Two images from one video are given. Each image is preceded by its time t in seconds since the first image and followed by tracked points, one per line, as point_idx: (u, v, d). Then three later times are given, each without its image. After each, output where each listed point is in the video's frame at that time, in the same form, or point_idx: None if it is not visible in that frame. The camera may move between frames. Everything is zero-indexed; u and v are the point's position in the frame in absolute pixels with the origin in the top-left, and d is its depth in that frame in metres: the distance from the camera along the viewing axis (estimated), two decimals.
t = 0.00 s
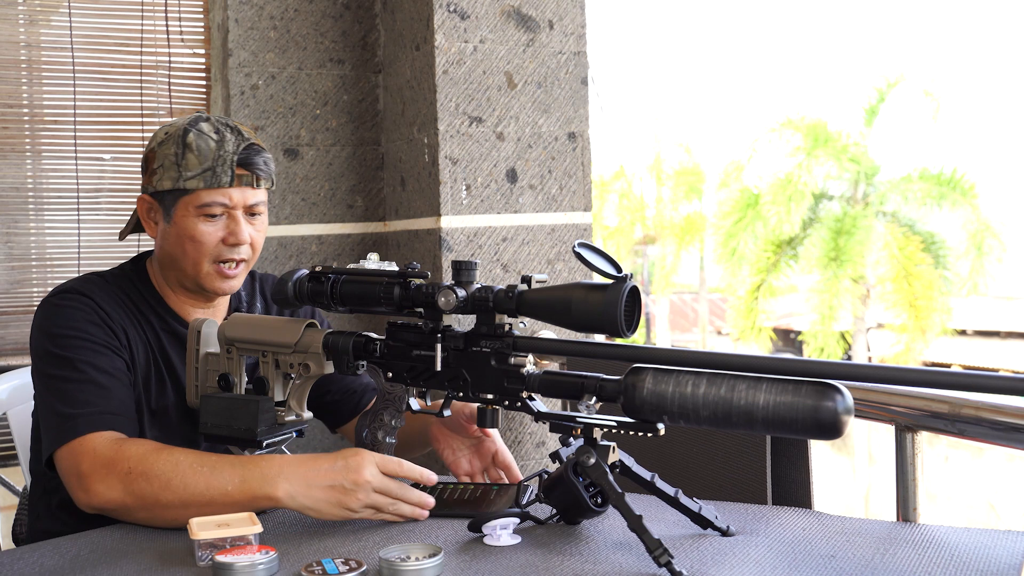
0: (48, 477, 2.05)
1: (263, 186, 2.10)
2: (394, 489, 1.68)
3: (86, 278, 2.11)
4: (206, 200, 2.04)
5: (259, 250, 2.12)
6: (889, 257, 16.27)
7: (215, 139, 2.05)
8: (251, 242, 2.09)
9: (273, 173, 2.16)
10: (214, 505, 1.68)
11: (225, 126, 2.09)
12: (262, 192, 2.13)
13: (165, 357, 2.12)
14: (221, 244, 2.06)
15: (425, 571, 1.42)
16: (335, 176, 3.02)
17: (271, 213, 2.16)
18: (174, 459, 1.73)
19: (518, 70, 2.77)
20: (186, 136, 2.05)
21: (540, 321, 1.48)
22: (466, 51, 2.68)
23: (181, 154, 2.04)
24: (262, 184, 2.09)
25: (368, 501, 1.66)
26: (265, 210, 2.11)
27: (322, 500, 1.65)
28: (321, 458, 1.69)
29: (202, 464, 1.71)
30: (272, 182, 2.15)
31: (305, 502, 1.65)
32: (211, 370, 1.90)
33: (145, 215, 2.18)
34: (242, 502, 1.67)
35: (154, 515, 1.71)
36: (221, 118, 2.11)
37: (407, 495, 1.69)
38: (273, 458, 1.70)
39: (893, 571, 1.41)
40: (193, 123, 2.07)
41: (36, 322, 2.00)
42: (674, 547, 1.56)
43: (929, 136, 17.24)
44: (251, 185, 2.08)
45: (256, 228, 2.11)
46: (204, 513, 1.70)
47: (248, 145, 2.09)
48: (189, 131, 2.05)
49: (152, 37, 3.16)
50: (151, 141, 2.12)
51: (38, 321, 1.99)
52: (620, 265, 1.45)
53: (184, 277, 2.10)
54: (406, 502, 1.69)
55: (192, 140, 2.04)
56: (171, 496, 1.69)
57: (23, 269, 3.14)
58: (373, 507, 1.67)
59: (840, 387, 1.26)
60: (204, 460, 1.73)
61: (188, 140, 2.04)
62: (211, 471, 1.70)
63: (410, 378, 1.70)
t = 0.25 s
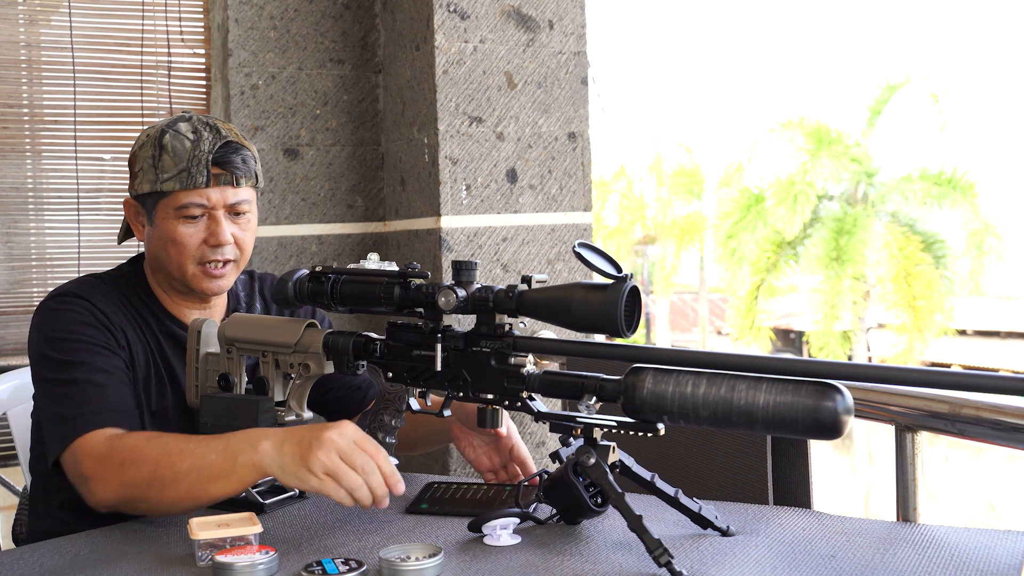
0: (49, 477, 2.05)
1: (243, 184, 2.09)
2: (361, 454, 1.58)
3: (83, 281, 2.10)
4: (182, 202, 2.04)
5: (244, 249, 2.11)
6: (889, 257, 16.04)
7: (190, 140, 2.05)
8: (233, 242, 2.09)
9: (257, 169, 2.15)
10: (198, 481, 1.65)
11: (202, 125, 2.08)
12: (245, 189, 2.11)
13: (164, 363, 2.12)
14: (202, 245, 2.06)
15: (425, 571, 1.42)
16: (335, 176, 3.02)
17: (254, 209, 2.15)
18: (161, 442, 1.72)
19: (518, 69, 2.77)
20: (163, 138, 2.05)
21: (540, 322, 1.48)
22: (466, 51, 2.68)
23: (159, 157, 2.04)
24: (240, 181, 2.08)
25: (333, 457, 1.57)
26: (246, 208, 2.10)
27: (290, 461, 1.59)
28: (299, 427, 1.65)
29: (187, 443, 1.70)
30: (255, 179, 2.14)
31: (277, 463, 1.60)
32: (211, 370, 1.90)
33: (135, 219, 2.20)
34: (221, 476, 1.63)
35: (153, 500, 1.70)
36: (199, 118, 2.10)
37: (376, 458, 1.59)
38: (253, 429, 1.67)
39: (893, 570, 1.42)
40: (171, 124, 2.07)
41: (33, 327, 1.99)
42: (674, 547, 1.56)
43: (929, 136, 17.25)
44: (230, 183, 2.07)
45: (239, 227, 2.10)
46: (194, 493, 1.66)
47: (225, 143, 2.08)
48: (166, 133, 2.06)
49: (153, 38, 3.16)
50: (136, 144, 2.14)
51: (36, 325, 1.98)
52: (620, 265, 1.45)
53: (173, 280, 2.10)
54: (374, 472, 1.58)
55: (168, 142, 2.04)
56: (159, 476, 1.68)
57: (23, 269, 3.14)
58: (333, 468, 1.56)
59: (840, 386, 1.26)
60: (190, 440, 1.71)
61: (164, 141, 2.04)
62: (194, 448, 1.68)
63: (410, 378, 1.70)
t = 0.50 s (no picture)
0: (53, 479, 2.05)
1: (239, 186, 2.08)
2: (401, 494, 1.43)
3: (93, 278, 2.10)
4: (177, 206, 2.04)
5: (243, 251, 2.11)
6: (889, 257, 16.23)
7: (186, 141, 2.04)
8: (230, 244, 2.08)
9: (254, 170, 2.14)
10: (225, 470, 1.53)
11: (197, 126, 2.08)
12: (243, 191, 2.11)
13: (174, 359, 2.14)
14: (199, 248, 2.06)
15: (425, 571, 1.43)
16: (335, 176, 3.02)
17: (253, 211, 2.14)
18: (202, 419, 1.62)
19: (518, 69, 2.77)
20: (158, 141, 2.05)
21: (540, 321, 1.48)
22: (466, 51, 2.68)
23: (153, 159, 2.04)
24: (236, 182, 2.07)
25: (371, 490, 1.42)
26: (243, 210, 2.10)
27: (321, 479, 1.44)
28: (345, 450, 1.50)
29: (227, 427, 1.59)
30: (252, 180, 2.13)
31: (304, 478, 1.45)
32: (211, 370, 1.90)
33: (135, 220, 2.20)
34: (249, 469, 1.51)
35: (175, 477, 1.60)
36: (195, 118, 2.09)
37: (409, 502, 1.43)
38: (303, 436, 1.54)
39: (893, 570, 1.41)
40: (166, 126, 2.07)
41: (50, 317, 1.96)
42: (674, 547, 1.56)
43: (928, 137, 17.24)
44: (226, 185, 2.06)
45: (236, 229, 2.10)
46: (217, 484, 1.55)
47: (221, 144, 2.07)
48: (161, 135, 2.05)
49: (154, 38, 3.16)
50: (133, 147, 2.14)
51: (53, 314, 1.96)
52: (620, 265, 1.45)
53: (174, 281, 2.10)
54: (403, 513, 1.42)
55: (162, 144, 2.04)
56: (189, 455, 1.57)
57: (23, 269, 3.13)
58: (362, 503, 1.41)
59: (840, 387, 1.26)
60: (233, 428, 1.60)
61: (159, 144, 2.04)
62: (232, 436, 1.57)
63: (410, 378, 1.70)
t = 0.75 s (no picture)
0: (54, 480, 2.05)
1: (245, 190, 2.08)
2: (407, 514, 1.42)
3: (99, 281, 2.09)
4: (182, 210, 2.03)
5: (247, 256, 2.11)
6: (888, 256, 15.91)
7: (190, 145, 2.05)
8: (234, 247, 2.08)
9: (260, 175, 2.14)
10: (225, 479, 1.53)
11: (203, 130, 2.08)
12: (249, 195, 2.10)
13: (177, 361, 2.13)
14: (203, 252, 2.05)
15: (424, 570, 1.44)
16: (335, 176, 3.02)
17: (259, 215, 2.13)
18: (203, 425, 1.62)
19: (518, 69, 2.77)
20: (164, 144, 2.06)
21: (539, 322, 1.48)
22: (465, 51, 2.68)
23: (158, 163, 2.05)
24: (241, 187, 2.07)
25: (374, 515, 1.41)
26: (249, 215, 2.09)
27: (324, 497, 1.44)
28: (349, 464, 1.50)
29: (229, 435, 1.59)
30: (258, 185, 2.12)
31: (308, 495, 1.45)
32: (211, 370, 1.90)
33: (141, 223, 2.20)
34: (250, 481, 1.51)
35: (175, 483, 1.60)
36: (201, 121, 2.10)
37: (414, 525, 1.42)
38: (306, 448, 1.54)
39: (894, 571, 1.41)
40: (172, 129, 2.08)
41: (56, 318, 1.96)
42: (674, 547, 1.56)
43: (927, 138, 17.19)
44: (231, 189, 2.06)
45: (241, 234, 2.09)
46: (219, 493, 1.55)
47: (226, 148, 2.08)
48: (166, 139, 2.06)
49: (154, 38, 3.17)
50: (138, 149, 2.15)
51: (59, 316, 1.95)
52: (620, 264, 1.45)
53: (178, 284, 2.10)
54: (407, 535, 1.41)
55: (168, 147, 2.05)
56: (191, 461, 1.57)
57: (23, 269, 3.13)
58: (366, 526, 1.41)
59: (840, 387, 1.26)
60: (235, 435, 1.59)
61: (164, 147, 2.05)
62: (235, 444, 1.56)
63: (410, 378, 1.70)
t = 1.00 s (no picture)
0: (53, 481, 2.05)
1: (244, 193, 2.08)
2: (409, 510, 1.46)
3: (95, 283, 2.09)
4: (181, 212, 2.03)
5: (245, 258, 2.11)
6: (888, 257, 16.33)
7: (190, 147, 2.05)
8: (233, 250, 2.08)
9: (260, 177, 2.14)
10: (221, 482, 1.54)
11: (202, 132, 2.08)
12: (249, 197, 2.11)
13: (176, 364, 2.13)
14: (202, 255, 2.06)
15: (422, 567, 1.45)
16: (335, 176, 3.02)
17: (258, 218, 2.13)
18: (193, 428, 1.61)
19: (518, 69, 2.77)
20: (163, 145, 2.06)
21: (539, 321, 1.48)
22: (465, 51, 2.68)
23: (157, 165, 2.04)
24: (241, 190, 2.07)
25: (379, 512, 1.44)
26: (248, 217, 2.09)
27: (327, 495, 1.45)
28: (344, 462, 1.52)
29: (220, 438, 1.59)
30: (258, 187, 2.13)
31: (308, 495, 1.46)
32: (211, 370, 1.90)
33: (139, 224, 2.20)
34: (247, 482, 1.51)
35: (166, 488, 1.59)
36: (201, 123, 2.10)
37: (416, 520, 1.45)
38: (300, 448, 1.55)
39: (893, 570, 1.41)
40: (172, 131, 2.08)
41: (50, 320, 1.96)
42: (674, 547, 1.56)
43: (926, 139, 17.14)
44: (231, 192, 2.06)
45: (239, 236, 2.10)
46: (215, 495, 1.55)
47: (226, 151, 2.08)
48: (166, 140, 2.06)
49: (154, 39, 3.16)
50: (137, 149, 2.14)
51: (53, 319, 1.95)
52: (620, 265, 1.45)
53: (176, 286, 2.10)
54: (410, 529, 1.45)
55: (167, 149, 2.05)
56: (183, 465, 1.57)
57: (23, 268, 3.13)
58: (371, 523, 1.44)
59: (840, 387, 1.26)
60: (227, 437, 1.60)
61: (163, 148, 2.05)
62: (227, 446, 1.57)
63: (410, 378, 1.70)
